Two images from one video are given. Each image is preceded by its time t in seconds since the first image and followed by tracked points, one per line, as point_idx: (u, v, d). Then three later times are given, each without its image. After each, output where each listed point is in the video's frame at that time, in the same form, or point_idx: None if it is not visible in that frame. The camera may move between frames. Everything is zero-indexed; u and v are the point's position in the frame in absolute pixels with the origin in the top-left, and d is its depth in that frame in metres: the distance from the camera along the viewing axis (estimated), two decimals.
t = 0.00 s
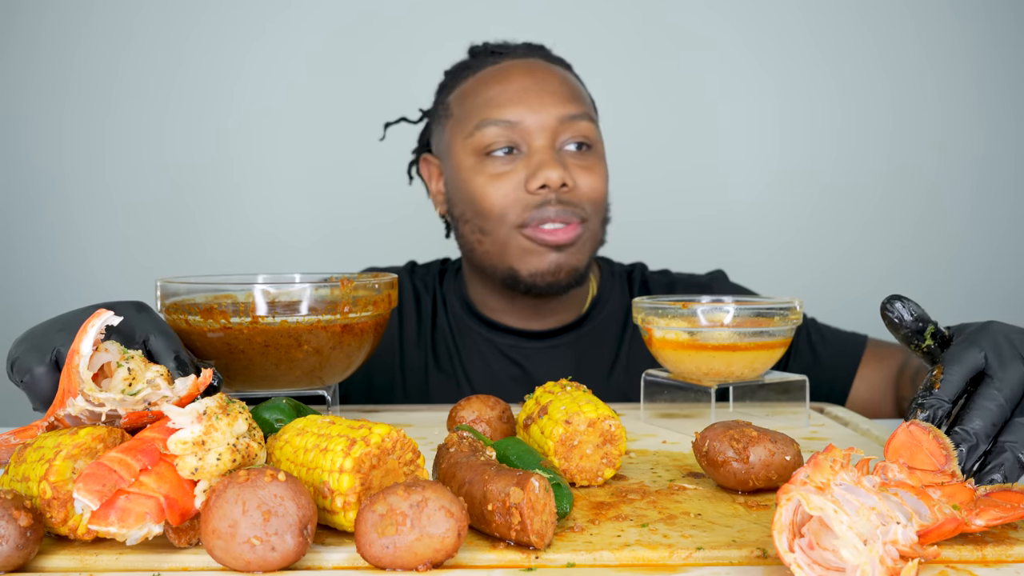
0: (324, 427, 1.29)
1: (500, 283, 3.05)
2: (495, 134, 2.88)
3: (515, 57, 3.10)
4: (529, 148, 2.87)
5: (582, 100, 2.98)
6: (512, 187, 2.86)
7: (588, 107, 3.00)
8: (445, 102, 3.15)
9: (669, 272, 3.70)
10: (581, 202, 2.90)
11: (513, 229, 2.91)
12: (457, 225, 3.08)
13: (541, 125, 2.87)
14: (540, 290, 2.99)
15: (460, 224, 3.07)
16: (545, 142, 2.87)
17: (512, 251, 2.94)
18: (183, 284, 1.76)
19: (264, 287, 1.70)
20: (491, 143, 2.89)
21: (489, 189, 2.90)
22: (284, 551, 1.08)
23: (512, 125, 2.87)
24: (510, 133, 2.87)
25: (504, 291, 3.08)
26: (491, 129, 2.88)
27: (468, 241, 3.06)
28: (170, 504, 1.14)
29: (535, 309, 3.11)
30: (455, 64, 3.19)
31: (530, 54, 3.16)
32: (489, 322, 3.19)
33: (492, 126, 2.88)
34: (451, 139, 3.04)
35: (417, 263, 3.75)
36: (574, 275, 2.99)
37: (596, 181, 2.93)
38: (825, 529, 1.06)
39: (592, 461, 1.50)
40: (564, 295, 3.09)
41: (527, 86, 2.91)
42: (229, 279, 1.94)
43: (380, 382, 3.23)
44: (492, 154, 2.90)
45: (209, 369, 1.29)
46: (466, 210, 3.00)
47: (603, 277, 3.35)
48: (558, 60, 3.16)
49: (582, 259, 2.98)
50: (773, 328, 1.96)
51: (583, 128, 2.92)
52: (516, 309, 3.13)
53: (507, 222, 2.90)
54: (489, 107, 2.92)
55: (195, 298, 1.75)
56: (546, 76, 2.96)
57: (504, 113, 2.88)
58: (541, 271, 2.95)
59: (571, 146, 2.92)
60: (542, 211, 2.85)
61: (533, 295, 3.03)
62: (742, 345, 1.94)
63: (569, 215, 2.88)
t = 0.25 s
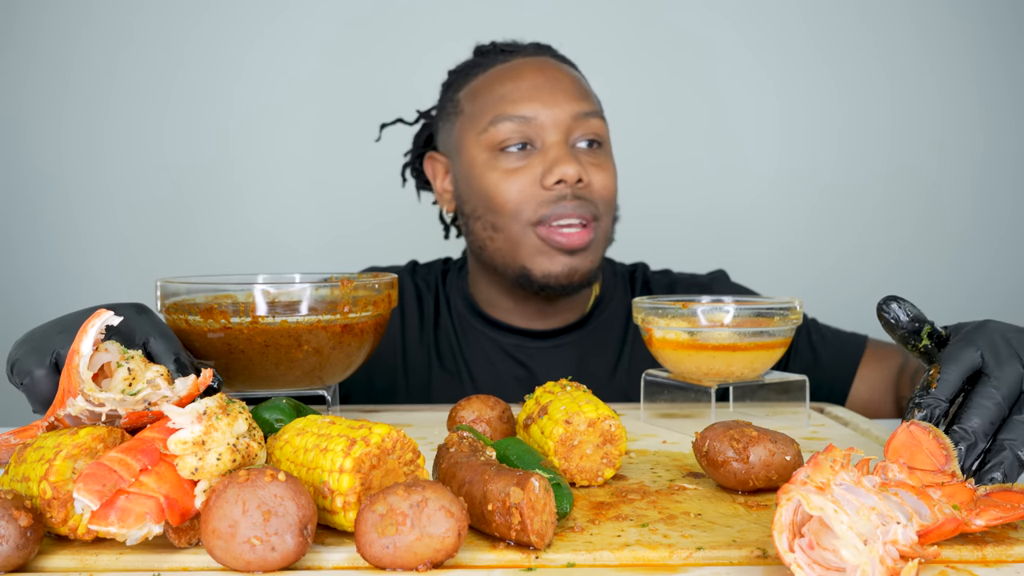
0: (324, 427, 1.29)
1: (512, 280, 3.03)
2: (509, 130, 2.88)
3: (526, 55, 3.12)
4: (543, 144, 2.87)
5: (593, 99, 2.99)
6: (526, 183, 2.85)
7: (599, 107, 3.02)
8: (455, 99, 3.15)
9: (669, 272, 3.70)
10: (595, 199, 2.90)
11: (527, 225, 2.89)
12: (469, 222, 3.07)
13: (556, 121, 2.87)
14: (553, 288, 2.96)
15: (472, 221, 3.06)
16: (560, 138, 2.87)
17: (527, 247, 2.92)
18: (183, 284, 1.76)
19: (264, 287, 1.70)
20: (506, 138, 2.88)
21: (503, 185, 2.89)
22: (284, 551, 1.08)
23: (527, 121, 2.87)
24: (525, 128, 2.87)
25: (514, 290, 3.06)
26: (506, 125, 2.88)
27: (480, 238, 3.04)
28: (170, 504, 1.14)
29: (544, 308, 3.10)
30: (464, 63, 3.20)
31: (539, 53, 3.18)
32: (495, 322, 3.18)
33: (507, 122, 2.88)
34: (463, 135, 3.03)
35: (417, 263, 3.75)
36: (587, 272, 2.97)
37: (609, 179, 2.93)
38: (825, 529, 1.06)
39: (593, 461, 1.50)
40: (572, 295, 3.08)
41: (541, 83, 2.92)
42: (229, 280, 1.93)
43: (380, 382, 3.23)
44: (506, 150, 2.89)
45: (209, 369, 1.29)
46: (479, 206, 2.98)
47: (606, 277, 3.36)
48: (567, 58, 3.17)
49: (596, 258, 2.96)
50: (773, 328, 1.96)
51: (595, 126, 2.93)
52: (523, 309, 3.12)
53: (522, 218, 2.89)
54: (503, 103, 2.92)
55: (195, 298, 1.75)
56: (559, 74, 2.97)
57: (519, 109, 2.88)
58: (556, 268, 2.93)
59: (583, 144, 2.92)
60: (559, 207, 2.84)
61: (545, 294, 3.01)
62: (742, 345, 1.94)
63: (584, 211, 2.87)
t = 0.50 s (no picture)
0: (324, 427, 1.29)
1: (517, 278, 3.01)
2: (513, 127, 2.88)
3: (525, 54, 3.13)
4: (548, 141, 2.87)
5: (595, 97, 3.00)
6: (531, 179, 2.85)
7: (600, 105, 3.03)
8: (456, 99, 3.15)
9: (669, 272, 3.70)
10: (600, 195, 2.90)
11: (533, 222, 2.88)
12: (473, 221, 3.06)
13: (560, 118, 2.87)
14: (559, 285, 2.95)
15: (476, 219, 3.05)
16: (564, 135, 2.88)
17: (533, 243, 2.91)
18: (183, 284, 1.76)
19: (264, 287, 1.70)
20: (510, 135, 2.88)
21: (507, 182, 2.88)
22: (284, 551, 1.08)
23: (531, 118, 2.87)
24: (529, 125, 2.87)
25: (518, 288, 3.05)
26: (511, 122, 2.89)
27: (484, 236, 3.03)
28: (170, 504, 1.14)
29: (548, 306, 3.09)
30: (464, 63, 3.21)
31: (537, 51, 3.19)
32: (497, 322, 3.18)
33: (511, 119, 2.89)
34: (466, 134, 3.03)
35: (417, 263, 3.75)
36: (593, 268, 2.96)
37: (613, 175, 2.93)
38: (825, 529, 1.06)
39: (593, 461, 1.50)
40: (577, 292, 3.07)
41: (544, 81, 2.93)
42: (229, 279, 1.93)
43: (381, 382, 3.23)
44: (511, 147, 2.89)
45: (209, 369, 1.29)
46: (484, 203, 2.98)
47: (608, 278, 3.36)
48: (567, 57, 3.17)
49: (601, 254, 2.95)
50: (773, 327, 1.96)
51: (597, 122, 2.94)
52: (527, 308, 3.13)
53: (527, 215, 2.88)
54: (506, 101, 2.93)
55: (195, 298, 1.75)
56: (560, 72, 2.98)
57: (523, 106, 2.89)
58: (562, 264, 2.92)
59: (586, 140, 2.92)
60: (565, 203, 2.84)
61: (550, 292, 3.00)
62: (742, 345, 1.94)
63: (589, 207, 2.86)
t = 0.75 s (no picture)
0: (324, 427, 1.29)
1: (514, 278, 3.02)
2: (506, 128, 2.88)
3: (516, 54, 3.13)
4: (539, 140, 2.87)
5: (587, 94, 3.00)
6: (525, 179, 2.85)
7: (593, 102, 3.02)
8: (449, 102, 3.16)
9: (669, 272, 3.70)
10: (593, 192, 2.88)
11: (528, 222, 2.89)
12: (470, 222, 3.06)
13: (551, 117, 2.87)
14: (557, 284, 2.95)
15: (473, 221, 3.05)
16: (555, 133, 2.87)
17: (528, 243, 2.91)
18: (183, 284, 1.76)
19: (264, 287, 1.70)
20: (502, 136, 2.89)
21: (502, 182, 2.88)
22: (284, 551, 1.08)
23: (523, 117, 2.87)
24: (521, 125, 2.87)
25: (516, 287, 3.06)
26: (502, 123, 2.89)
27: (481, 238, 3.04)
28: (170, 504, 1.14)
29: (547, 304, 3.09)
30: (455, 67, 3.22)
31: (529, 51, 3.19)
32: (497, 320, 3.18)
33: (503, 119, 2.89)
34: (460, 137, 3.03)
35: (417, 263, 3.75)
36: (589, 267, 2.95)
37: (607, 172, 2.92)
38: (825, 529, 1.06)
39: (592, 461, 1.50)
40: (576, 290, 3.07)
41: (535, 80, 2.92)
42: (229, 280, 1.94)
43: (381, 381, 3.23)
44: (503, 148, 2.90)
45: (209, 369, 1.29)
46: (480, 204, 2.99)
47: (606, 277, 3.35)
48: (558, 56, 3.17)
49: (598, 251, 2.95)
50: (773, 328, 1.96)
51: (591, 119, 2.93)
52: (526, 307, 3.13)
53: (522, 214, 2.89)
54: (498, 102, 2.93)
55: (195, 298, 1.75)
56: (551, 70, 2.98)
57: (515, 106, 2.89)
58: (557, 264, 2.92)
59: (580, 138, 2.92)
60: (558, 201, 2.83)
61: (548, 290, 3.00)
62: (742, 345, 1.94)
63: (584, 204, 2.86)
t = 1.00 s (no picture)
0: (324, 427, 1.29)
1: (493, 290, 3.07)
2: (474, 143, 2.89)
3: (488, 60, 3.11)
4: (508, 153, 2.87)
5: (559, 98, 2.97)
6: (494, 194, 2.87)
7: (567, 105, 2.99)
8: (427, 114, 3.18)
9: (669, 272, 3.70)
10: (563, 203, 2.89)
11: (499, 236, 2.92)
12: (450, 234, 3.11)
13: (518, 128, 2.86)
14: (533, 294, 3.02)
15: (452, 233, 3.10)
16: (524, 145, 2.86)
17: (501, 257, 2.95)
18: (183, 284, 1.76)
19: (264, 287, 1.70)
20: (471, 151, 2.90)
21: (472, 198, 2.91)
22: (284, 551, 1.08)
23: (489, 132, 2.87)
24: (488, 140, 2.87)
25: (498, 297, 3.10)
26: (470, 137, 2.89)
27: (460, 250, 3.09)
28: (170, 504, 1.14)
29: (530, 311, 3.12)
30: (434, 76, 3.22)
31: (504, 56, 3.17)
32: (490, 320, 3.19)
33: (471, 134, 2.89)
34: (435, 151, 3.06)
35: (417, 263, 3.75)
36: (564, 275, 2.98)
37: (578, 180, 2.91)
38: (825, 529, 1.06)
39: (593, 461, 1.50)
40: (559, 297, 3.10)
41: (502, 90, 2.91)
42: (228, 279, 1.94)
43: (380, 381, 3.23)
44: (473, 163, 2.91)
45: (210, 369, 1.29)
46: (455, 219, 3.02)
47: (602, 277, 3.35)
48: (534, 58, 3.16)
49: (572, 260, 2.98)
50: (773, 328, 1.96)
51: (561, 125, 2.91)
52: (513, 311, 3.15)
53: (493, 230, 2.92)
54: (467, 115, 2.93)
55: (194, 298, 1.75)
56: (520, 78, 2.96)
57: (480, 121, 2.89)
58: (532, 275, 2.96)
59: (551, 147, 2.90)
60: (527, 215, 2.86)
61: (526, 301, 3.06)
62: (742, 345, 1.94)
63: (552, 217, 2.88)
